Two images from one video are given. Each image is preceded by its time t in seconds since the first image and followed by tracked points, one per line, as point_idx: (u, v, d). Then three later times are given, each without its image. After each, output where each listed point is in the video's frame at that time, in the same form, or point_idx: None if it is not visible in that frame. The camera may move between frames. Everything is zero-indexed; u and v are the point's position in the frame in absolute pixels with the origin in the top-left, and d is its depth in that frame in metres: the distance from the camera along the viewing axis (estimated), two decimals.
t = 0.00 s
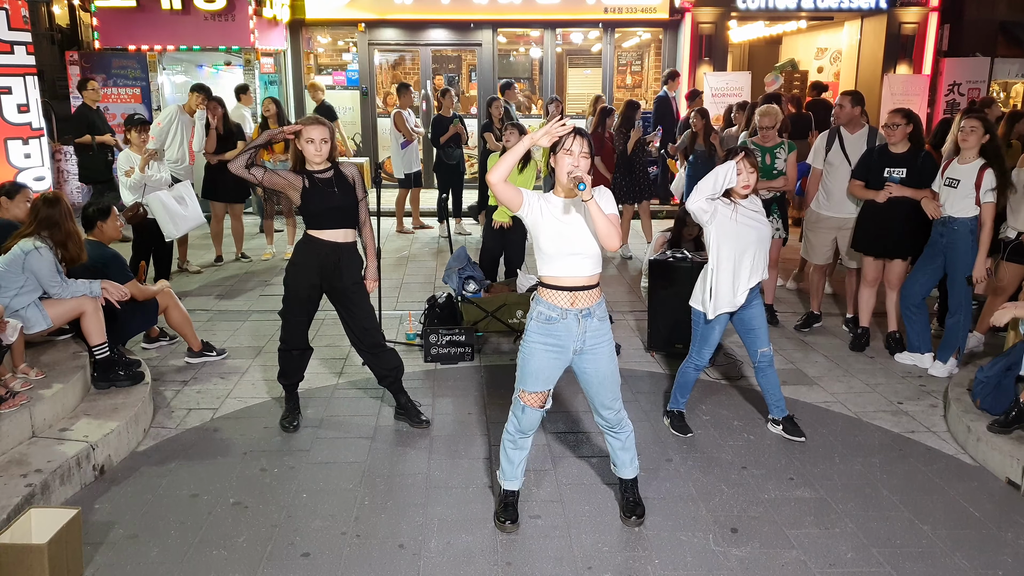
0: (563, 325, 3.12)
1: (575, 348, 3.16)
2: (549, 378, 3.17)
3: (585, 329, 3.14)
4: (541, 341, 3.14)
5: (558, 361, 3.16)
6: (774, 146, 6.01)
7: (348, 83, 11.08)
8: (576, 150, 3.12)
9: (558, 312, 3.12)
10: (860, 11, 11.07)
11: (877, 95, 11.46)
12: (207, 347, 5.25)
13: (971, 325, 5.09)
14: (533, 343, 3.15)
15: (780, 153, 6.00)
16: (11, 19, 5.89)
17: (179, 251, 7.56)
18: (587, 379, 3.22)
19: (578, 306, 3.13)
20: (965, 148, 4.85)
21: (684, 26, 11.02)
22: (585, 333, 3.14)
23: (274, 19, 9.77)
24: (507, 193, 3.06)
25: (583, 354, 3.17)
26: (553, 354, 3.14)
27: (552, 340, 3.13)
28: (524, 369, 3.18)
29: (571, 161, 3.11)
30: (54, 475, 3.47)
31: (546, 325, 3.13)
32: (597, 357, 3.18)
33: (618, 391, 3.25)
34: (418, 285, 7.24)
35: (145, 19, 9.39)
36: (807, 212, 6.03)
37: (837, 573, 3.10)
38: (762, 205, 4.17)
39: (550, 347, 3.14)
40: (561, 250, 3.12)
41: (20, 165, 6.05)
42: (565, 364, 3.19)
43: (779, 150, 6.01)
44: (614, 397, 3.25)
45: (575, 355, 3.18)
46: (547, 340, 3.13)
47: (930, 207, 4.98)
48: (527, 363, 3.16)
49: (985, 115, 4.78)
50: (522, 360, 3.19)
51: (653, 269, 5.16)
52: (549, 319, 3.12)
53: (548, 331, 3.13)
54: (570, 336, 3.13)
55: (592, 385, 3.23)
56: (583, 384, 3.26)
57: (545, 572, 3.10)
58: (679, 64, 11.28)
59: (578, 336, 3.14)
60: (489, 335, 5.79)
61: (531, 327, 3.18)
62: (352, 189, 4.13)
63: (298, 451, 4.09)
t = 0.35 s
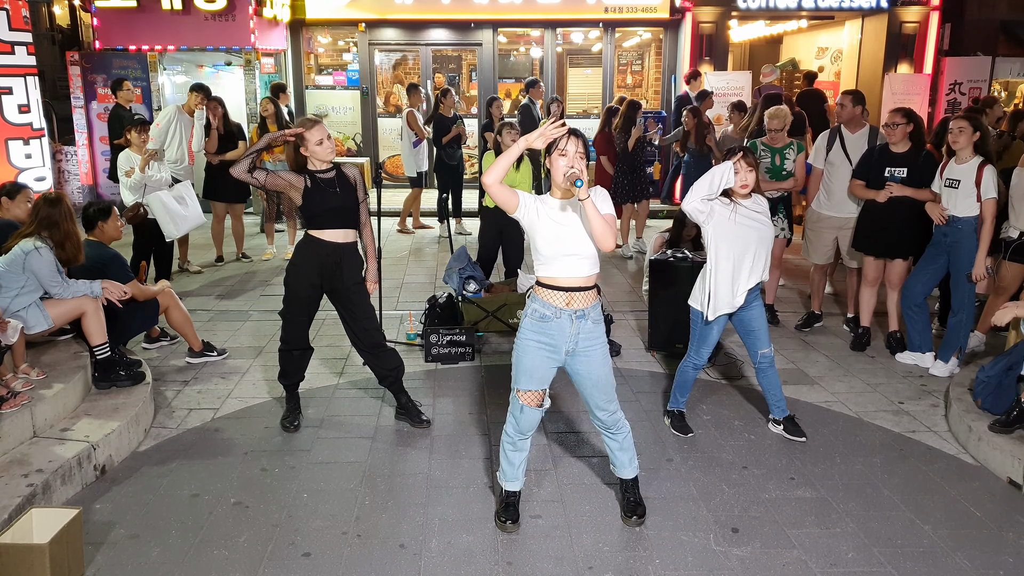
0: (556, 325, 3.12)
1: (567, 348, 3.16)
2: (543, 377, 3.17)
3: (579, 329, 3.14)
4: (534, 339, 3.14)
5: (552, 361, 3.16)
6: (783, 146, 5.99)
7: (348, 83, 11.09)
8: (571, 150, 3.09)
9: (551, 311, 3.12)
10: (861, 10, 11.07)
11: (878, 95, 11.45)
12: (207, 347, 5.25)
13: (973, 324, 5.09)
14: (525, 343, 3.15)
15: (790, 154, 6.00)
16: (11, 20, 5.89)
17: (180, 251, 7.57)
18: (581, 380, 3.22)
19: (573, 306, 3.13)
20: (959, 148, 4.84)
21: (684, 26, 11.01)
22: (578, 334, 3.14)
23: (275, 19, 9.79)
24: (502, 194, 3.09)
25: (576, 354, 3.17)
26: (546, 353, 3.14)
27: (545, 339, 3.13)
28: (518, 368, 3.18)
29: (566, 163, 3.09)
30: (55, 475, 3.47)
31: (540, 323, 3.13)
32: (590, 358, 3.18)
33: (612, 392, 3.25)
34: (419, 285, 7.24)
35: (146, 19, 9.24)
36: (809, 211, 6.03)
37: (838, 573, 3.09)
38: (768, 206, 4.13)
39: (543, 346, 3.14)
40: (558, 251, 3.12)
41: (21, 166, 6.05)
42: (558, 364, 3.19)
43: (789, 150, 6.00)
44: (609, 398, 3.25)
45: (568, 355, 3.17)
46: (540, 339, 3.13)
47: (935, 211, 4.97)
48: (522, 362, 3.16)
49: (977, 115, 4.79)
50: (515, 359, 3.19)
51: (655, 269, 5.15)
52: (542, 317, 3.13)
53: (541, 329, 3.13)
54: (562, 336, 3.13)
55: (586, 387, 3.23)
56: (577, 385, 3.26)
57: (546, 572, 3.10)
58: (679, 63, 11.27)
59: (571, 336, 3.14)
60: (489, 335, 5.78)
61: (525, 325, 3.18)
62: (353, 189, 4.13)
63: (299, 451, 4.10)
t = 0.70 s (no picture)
0: (528, 322, 3.16)
1: (539, 347, 3.18)
2: (519, 374, 3.19)
3: (551, 329, 3.18)
4: (507, 335, 3.18)
5: (524, 360, 3.19)
6: (789, 147, 5.92)
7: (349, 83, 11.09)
8: (556, 152, 3.11)
9: (524, 308, 3.17)
10: (863, 9, 11.06)
11: (881, 94, 11.43)
12: (209, 347, 5.25)
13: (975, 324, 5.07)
14: (498, 339, 3.19)
15: (794, 155, 5.93)
16: (13, 20, 5.88)
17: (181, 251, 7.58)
18: (555, 382, 3.23)
19: (547, 305, 3.17)
20: (962, 148, 4.83)
21: (685, 25, 11.00)
22: (550, 334, 3.18)
23: (275, 19, 9.78)
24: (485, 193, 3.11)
25: (548, 354, 3.19)
26: (519, 351, 3.18)
27: (517, 337, 3.17)
28: (494, 365, 3.21)
29: (551, 164, 3.10)
30: (57, 474, 3.48)
31: (513, 320, 3.18)
32: (562, 359, 3.20)
33: (584, 398, 3.26)
34: (420, 285, 7.24)
35: (148, 20, 9.20)
36: (811, 211, 6.01)
37: (839, 573, 3.09)
38: (770, 206, 4.09)
39: (516, 342, 3.18)
40: (535, 253, 3.15)
41: (23, 166, 6.06)
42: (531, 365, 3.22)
43: (794, 151, 5.92)
44: (583, 403, 3.25)
45: (538, 356, 3.20)
46: (512, 337, 3.17)
47: (935, 209, 5.00)
48: (497, 359, 3.19)
49: (979, 115, 4.78)
50: (490, 356, 3.22)
51: (657, 268, 5.16)
52: (516, 314, 3.18)
53: (513, 326, 3.17)
54: (535, 334, 3.17)
55: (560, 390, 3.23)
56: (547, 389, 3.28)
57: (547, 571, 3.10)
58: (681, 63, 11.26)
59: (543, 335, 3.17)
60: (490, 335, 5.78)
61: (498, 322, 3.22)
62: (354, 188, 4.13)
63: (300, 450, 4.10)
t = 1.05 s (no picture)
0: (521, 317, 3.19)
1: (535, 342, 3.20)
2: (518, 369, 3.20)
3: (543, 322, 3.18)
4: (505, 332, 3.22)
5: (523, 358, 3.21)
6: (788, 146, 5.98)
7: (350, 82, 11.09)
8: (555, 149, 3.13)
9: (516, 304, 3.20)
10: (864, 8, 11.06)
11: (882, 93, 11.42)
12: (210, 347, 5.25)
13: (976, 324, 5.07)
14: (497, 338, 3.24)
15: (793, 154, 5.98)
16: (14, 20, 5.89)
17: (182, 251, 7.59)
18: (548, 378, 3.23)
19: (537, 299, 3.19)
20: (964, 148, 4.82)
21: (686, 25, 11.00)
22: (544, 327, 3.18)
23: (276, 18, 9.78)
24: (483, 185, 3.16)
25: (543, 348, 3.20)
26: (517, 347, 3.21)
27: (512, 334, 3.21)
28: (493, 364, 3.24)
29: (548, 160, 3.12)
30: (58, 474, 3.48)
31: (508, 318, 3.21)
32: (556, 352, 3.20)
33: (569, 394, 3.27)
34: (421, 284, 7.24)
35: (149, 20, 9.19)
36: (811, 210, 6.00)
37: (840, 572, 3.09)
38: (770, 208, 4.07)
39: (511, 339, 3.21)
40: (523, 246, 3.20)
41: (24, 166, 6.06)
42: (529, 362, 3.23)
43: (793, 151, 5.98)
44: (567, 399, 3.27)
45: (534, 351, 3.22)
46: (508, 334, 3.21)
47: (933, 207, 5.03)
48: (496, 358, 3.22)
49: (980, 115, 4.78)
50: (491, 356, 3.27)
51: (658, 268, 5.17)
52: (509, 311, 3.21)
53: (508, 323, 3.21)
54: (528, 329, 3.18)
55: (552, 385, 3.22)
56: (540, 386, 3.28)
57: (549, 570, 3.10)
58: (682, 62, 11.26)
59: (537, 329, 3.18)
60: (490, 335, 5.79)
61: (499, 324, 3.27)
62: (354, 189, 4.12)
63: (301, 450, 4.10)
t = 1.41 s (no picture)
0: (548, 316, 3.27)
1: (562, 337, 3.28)
2: (547, 361, 3.27)
3: (570, 319, 3.27)
4: (532, 331, 3.29)
5: (550, 352, 3.29)
6: (782, 145, 6.00)
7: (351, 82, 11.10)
8: (568, 156, 3.22)
9: (542, 304, 3.28)
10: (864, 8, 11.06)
11: (883, 93, 11.41)
12: (211, 347, 5.26)
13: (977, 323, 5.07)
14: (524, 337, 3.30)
15: (787, 154, 6.01)
16: (15, 19, 5.91)
17: (184, 251, 7.59)
18: (574, 370, 3.32)
19: (561, 298, 3.27)
20: (966, 148, 4.82)
21: (687, 24, 11.00)
22: (571, 323, 3.27)
23: (277, 18, 9.77)
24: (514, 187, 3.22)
25: (570, 343, 3.29)
26: (544, 343, 3.28)
27: (539, 331, 3.28)
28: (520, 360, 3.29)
29: (562, 167, 3.21)
30: (60, 473, 3.48)
31: (534, 318, 3.29)
32: (582, 346, 3.29)
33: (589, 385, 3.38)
34: (422, 284, 7.25)
35: (150, 20, 9.18)
36: (812, 209, 6.00)
37: (842, 572, 3.09)
38: (772, 206, 4.08)
39: (539, 336, 3.28)
40: (542, 248, 3.26)
41: (25, 165, 6.07)
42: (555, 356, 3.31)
43: (787, 151, 6.00)
44: (585, 390, 3.37)
45: (560, 345, 3.30)
46: (536, 332, 3.28)
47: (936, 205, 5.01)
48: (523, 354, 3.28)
49: (981, 114, 4.77)
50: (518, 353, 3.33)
51: (657, 268, 5.18)
52: (535, 312, 3.29)
53: (535, 323, 3.29)
54: (556, 326, 3.27)
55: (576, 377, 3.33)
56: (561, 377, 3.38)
57: (550, 570, 3.10)
58: (682, 61, 11.25)
59: (565, 325, 3.27)
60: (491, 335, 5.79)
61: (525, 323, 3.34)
62: (355, 190, 4.11)
63: (302, 450, 4.10)
